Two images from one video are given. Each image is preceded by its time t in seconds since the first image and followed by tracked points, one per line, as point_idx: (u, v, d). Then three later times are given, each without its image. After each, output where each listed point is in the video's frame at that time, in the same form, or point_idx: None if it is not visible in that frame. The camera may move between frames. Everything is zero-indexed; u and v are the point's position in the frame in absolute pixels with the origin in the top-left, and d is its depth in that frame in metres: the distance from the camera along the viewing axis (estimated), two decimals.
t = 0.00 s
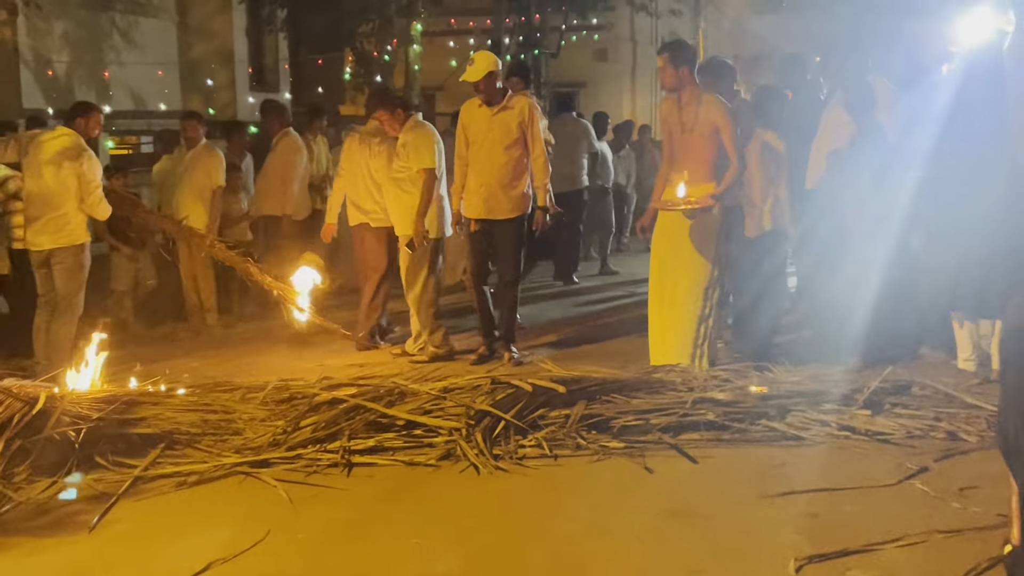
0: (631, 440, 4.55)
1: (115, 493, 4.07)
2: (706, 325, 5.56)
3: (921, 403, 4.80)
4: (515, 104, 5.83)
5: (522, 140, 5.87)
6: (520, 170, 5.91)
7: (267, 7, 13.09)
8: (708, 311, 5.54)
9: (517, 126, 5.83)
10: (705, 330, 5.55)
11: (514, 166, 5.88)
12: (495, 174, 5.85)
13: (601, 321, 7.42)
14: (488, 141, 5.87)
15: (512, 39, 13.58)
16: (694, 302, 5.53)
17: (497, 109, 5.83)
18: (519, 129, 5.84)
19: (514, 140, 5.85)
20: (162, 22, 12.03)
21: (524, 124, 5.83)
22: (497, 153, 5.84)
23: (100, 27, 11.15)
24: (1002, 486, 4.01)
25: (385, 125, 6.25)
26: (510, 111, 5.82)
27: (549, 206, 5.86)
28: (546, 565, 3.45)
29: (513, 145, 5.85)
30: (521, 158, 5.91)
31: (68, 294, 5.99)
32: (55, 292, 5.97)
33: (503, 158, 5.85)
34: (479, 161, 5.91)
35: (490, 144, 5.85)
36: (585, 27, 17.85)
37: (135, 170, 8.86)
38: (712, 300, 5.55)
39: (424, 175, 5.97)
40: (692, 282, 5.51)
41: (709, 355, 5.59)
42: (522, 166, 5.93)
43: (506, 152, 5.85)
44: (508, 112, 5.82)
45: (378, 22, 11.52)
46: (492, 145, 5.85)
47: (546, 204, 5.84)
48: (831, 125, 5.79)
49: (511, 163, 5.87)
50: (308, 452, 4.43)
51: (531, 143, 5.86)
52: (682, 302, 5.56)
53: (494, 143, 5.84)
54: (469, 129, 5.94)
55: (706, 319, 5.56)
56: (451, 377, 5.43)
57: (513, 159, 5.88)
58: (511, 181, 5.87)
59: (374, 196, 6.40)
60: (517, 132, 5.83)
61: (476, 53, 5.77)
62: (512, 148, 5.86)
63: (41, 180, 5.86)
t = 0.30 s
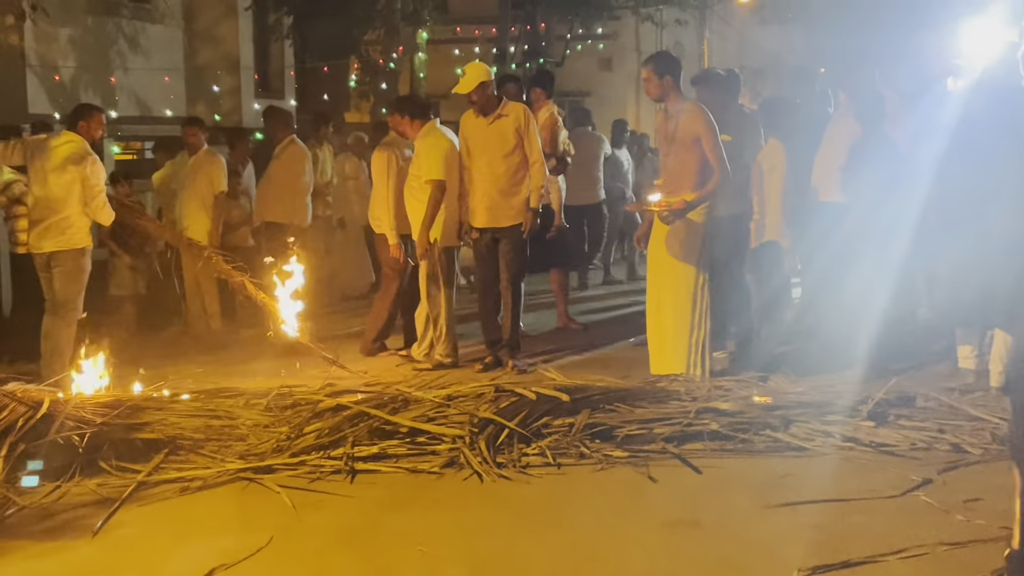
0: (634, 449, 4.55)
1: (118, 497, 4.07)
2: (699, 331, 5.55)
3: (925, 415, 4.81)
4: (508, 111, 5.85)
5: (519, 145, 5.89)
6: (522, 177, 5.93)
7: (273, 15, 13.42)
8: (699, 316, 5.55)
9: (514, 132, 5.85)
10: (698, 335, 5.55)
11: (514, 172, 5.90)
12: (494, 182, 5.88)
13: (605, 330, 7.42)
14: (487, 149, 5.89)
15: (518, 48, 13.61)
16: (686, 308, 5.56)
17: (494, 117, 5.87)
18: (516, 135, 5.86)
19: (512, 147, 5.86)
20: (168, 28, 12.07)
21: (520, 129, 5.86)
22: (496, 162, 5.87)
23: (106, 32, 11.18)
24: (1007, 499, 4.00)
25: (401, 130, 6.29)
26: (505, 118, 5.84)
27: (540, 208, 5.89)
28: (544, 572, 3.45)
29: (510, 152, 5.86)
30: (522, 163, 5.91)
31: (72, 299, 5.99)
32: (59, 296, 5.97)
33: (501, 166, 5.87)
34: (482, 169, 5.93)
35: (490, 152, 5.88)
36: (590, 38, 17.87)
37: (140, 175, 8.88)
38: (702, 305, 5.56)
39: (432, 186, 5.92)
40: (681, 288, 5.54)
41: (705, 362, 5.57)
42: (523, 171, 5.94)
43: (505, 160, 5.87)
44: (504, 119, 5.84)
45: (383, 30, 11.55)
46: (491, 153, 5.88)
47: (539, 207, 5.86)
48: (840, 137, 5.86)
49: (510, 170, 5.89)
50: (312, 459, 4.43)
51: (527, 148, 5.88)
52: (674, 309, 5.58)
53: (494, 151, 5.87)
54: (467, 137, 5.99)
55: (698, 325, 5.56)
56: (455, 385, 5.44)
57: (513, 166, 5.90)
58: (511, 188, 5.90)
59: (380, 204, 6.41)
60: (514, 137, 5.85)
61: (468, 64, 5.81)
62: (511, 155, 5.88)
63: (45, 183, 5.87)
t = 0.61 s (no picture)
0: (642, 459, 4.55)
1: (128, 502, 4.09)
2: (691, 339, 5.62)
3: (934, 427, 4.80)
4: (523, 120, 5.86)
5: (533, 154, 5.90)
6: (535, 186, 5.93)
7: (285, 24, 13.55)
8: (692, 325, 5.62)
9: (527, 141, 5.86)
10: (691, 344, 5.62)
11: (528, 182, 5.89)
12: (509, 191, 5.88)
13: (614, 340, 7.43)
14: (500, 159, 5.90)
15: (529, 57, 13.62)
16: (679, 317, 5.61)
17: (508, 126, 5.88)
18: (529, 144, 5.86)
19: (526, 156, 5.87)
20: (180, 36, 12.13)
21: (534, 139, 5.86)
22: (510, 171, 5.87)
23: (120, 39, 11.25)
24: (1016, 512, 3.99)
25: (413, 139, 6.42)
26: (519, 127, 5.85)
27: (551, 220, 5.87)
28: None
29: (524, 161, 5.87)
30: (535, 173, 5.91)
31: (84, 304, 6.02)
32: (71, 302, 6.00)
33: (515, 176, 5.87)
34: (495, 177, 5.94)
35: (504, 161, 5.89)
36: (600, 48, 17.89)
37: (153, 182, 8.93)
38: (694, 315, 5.62)
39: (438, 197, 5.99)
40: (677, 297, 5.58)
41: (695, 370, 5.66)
42: (537, 180, 5.94)
43: (519, 169, 5.87)
44: (518, 129, 5.85)
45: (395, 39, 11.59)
46: (505, 163, 5.88)
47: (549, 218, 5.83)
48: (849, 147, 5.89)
49: (525, 179, 5.89)
50: (320, 466, 4.44)
51: (541, 157, 5.88)
52: (667, 319, 5.63)
53: (507, 161, 5.88)
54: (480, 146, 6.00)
55: (691, 333, 5.63)
56: (465, 393, 5.45)
57: (526, 175, 5.89)
58: (526, 197, 5.89)
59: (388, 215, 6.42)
60: (528, 147, 5.86)
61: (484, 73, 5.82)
62: (525, 165, 5.88)
63: (63, 190, 5.89)
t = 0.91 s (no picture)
0: (654, 467, 4.55)
1: (142, 506, 4.10)
2: (695, 349, 5.58)
3: (947, 437, 4.79)
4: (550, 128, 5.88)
5: (558, 163, 5.90)
6: (559, 193, 5.93)
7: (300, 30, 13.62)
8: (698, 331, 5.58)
9: (553, 149, 5.87)
10: (695, 354, 5.57)
11: (550, 189, 5.90)
12: (533, 198, 5.89)
13: (627, 347, 7.43)
14: (525, 165, 5.91)
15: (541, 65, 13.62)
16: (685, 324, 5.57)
17: (534, 133, 5.89)
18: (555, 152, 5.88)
19: (551, 164, 5.87)
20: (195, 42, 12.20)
21: (559, 147, 5.87)
22: (534, 178, 5.88)
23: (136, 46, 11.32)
24: None
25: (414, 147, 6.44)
26: (545, 135, 5.87)
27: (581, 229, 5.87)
28: None
29: (549, 169, 5.88)
30: (559, 181, 5.92)
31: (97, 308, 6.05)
32: (84, 305, 6.04)
33: (539, 183, 5.88)
34: (519, 184, 5.94)
35: (528, 168, 5.90)
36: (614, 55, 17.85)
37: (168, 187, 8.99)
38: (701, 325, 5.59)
39: (449, 200, 6.09)
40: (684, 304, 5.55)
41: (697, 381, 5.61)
42: (560, 187, 5.94)
43: (544, 176, 5.88)
44: (544, 136, 5.87)
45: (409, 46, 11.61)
46: (529, 169, 5.89)
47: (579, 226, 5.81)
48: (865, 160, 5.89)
49: (548, 186, 5.89)
50: (332, 471, 4.44)
51: (567, 166, 5.89)
52: (670, 327, 5.60)
53: (531, 168, 5.89)
54: (506, 152, 6.00)
55: (695, 342, 5.59)
56: (477, 399, 5.45)
57: (550, 183, 5.89)
58: (550, 203, 5.90)
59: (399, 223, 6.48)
60: (554, 155, 5.87)
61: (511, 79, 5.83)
62: (549, 172, 5.89)
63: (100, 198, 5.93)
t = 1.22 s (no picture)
0: (667, 473, 4.54)
1: (155, 509, 4.12)
2: (696, 355, 5.52)
3: (962, 445, 4.76)
4: (570, 135, 5.91)
5: (576, 169, 5.92)
6: (576, 200, 5.94)
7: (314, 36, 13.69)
8: (701, 341, 5.52)
9: (572, 156, 5.89)
10: (693, 361, 5.50)
11: (568, 195, 5.91)
12: (551, 204, 5.90)
13: (639, 353, 7.43)
14: (543, 172, 5.93)
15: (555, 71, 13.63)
16: (692, 332, 5.54)
17: (554, 139, 5.93)
18: (574, 159, 5.89)
19: (569, 170, 5.89)
20: (210, 48, 12.25)
21: (579, 154, 5.89)
22: (552, 184, 5.89)
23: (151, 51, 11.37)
24: None
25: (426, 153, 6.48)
26: (565, 141, 5.90)
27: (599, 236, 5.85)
28: None
29: (567, 175, 5.89)
30: (576, 187, 5.93)
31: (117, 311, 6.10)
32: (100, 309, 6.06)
33: (556, 188, 5.89)
34: (537, 190, 5.96)
35: (546, 174, 5.92)
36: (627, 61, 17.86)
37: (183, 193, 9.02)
38: (706, 332, 5.53)
39: (462, 204, 6.09)
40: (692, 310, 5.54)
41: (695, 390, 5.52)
42: (578, 194, 5.95)
43: (561, 181, 5.89)
44: (564, 142, 5.90)
45: (423, 52, 11.64)
46: (548, 175, 5.91)
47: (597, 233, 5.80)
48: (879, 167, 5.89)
49: (565, 192, 5.90)
50: (344, 476, 4.45)
51: (585, 173, 5.89)
52: (675, 331, 5.60)
53: (550, 173, 5.91)
54: (525, 157, 6.03)
55: (697, 348, 5.53)
56: (490, 405, 5.45)
57: (567, 189, 5.91)
58: (568, 209, 5.90)
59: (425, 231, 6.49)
60: (572, 162, 5.88)
61: (536, 84, 5.88)
62: (567, 178, 5.90)
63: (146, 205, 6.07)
